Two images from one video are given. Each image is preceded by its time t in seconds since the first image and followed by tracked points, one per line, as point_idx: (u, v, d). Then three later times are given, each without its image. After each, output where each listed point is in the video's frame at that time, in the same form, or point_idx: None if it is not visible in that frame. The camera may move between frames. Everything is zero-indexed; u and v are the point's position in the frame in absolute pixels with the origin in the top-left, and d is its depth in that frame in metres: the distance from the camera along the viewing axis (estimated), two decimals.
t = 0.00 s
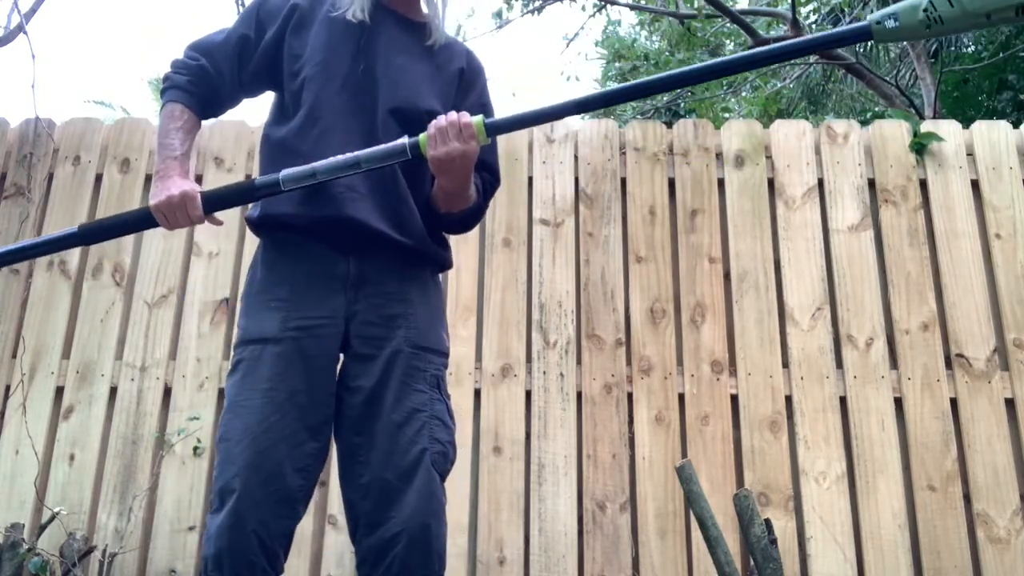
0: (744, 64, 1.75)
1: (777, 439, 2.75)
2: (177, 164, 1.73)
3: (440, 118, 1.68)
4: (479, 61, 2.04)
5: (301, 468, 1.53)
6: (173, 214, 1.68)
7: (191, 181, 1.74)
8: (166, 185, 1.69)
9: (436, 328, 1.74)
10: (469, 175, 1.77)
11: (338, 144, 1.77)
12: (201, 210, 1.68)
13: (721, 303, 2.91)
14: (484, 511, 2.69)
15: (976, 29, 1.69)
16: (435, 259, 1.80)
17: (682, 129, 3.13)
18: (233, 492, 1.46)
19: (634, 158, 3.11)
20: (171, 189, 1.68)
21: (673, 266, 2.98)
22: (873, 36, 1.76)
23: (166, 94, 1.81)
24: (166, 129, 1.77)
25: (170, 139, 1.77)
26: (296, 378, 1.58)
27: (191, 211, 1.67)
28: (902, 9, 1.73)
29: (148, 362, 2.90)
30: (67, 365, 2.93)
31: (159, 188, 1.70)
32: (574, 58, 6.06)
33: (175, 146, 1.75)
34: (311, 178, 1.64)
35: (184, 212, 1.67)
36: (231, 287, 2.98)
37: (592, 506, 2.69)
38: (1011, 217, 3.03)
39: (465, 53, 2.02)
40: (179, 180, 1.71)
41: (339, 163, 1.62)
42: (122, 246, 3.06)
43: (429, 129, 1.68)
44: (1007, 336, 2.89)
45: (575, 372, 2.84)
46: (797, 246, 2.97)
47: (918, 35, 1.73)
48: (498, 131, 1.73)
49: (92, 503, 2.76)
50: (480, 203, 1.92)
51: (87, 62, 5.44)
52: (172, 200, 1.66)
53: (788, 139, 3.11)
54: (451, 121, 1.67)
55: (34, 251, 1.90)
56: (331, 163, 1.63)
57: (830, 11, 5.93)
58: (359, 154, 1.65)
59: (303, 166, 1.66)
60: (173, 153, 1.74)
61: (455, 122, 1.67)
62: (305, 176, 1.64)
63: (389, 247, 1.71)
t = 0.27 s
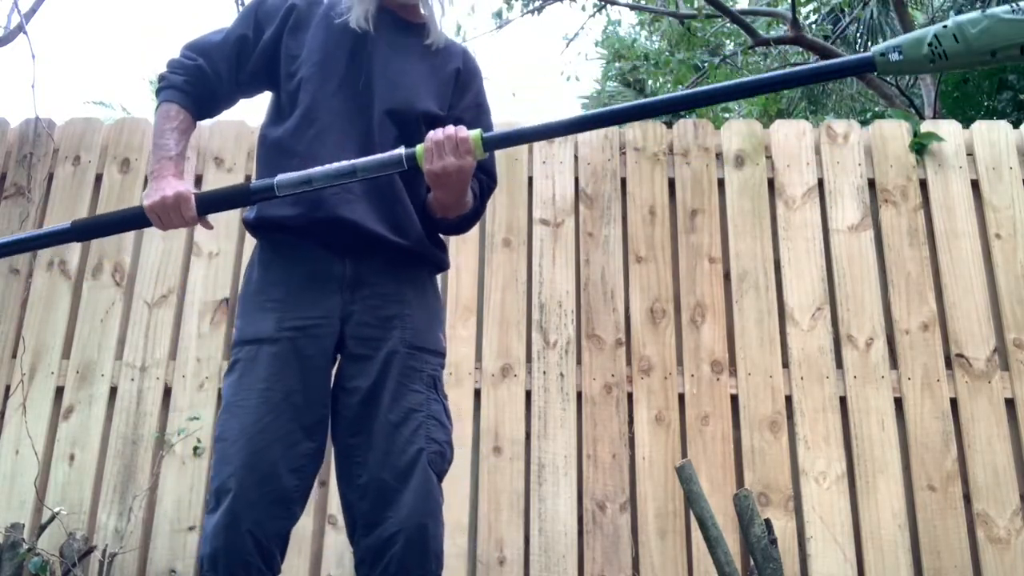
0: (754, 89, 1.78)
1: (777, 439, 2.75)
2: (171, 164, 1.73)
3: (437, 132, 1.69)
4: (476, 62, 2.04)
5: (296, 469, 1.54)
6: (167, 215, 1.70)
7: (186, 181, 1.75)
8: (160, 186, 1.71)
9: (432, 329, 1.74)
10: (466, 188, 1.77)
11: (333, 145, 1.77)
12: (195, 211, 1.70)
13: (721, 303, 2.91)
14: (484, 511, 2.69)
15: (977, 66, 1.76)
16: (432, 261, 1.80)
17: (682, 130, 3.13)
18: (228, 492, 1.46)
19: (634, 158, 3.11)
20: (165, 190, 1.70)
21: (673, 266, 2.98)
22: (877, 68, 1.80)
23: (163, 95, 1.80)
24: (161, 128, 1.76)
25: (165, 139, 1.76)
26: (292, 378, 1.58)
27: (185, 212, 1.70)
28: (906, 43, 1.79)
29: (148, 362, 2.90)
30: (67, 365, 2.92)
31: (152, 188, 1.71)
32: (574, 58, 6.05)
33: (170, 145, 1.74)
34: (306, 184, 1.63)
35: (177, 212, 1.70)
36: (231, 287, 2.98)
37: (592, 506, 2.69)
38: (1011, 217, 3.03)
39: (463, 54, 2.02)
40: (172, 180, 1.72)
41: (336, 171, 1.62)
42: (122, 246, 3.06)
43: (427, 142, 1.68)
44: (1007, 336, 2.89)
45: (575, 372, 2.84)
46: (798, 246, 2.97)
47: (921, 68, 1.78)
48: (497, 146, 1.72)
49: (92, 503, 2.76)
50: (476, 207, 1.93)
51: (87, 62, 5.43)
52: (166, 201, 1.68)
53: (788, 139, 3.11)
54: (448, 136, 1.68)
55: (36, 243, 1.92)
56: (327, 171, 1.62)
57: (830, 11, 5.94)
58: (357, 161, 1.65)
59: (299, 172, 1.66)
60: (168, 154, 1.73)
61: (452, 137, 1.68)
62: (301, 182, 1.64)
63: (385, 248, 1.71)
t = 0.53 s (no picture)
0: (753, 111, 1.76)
1: (777, 439, 2.75)
2: (166, 164, 1.73)
3: (433, 142, 1.66)
4: (473, 62, 2.04)
5: (293, 469, 1.54)
6: (162, 216, 1.68)
7: (180, 181, 1.74)
8: (155, 186, 1.70)
9: (430, 328, 1.74)
10: (463, 195, 1.76)
11: (330, 144, 1.76)
12: (189, 212, 1.68)
13: (721, 303, 2.91)
14: (484, 511, 2.69)
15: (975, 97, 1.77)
16: (430, 259, 1.81)
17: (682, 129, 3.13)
18: (224, 493, 1.46)
19: (634, 158, 3.11)
20: (160, 190, 1.68)
21: (673, 266, 2.98)
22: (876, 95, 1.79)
23: (158, 91, 1.80)
24: (156, 126, 1.77)
25: (160, 137, 1.76)
26: (289, 378, 1.58)
27: (179, 213, 1.68)
28: (905, 70, 1.78)
29: (147, 362, 2.90)
30: (67, 365, 2.92)
31: (146, 188, 1.70)
32: (575, 58, 6.05)
33: (164, 144, 1.74)
34: (301, 189, 1.62)
35: (172, 212, 1.68)
36: (231, 286, 2.98)
37: (592, 506, 2.69)
38: (1011, 217, 3.03)
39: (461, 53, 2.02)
40: (166, 179, 1.72)
41: (332, 176, 1.61)
42: (121, 246, 3.06)
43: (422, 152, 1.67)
44: (1007, 336, 2.89)
45: (575, 372, 2.84)
46: (798, 246, 2.97)
47: (921, 96, 1.77)
48: (496, 157, 1.72)
49: (92, 503, 2.76)
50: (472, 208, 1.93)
51: (87, 62, 5.43)
52: (160, 202, 1.67)
53: (788, 139, 3.11)
54: (444, 148, 1.66)
55: (32, 235, 1.89)
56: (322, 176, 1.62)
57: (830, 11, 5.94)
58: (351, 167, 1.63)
59: (294, 176, 1.64)
60: (162, 152, 1.73)
61: (448, 149, 1.65)
62: (296, 186, 1.63)
63: (381, 247, 1.71)
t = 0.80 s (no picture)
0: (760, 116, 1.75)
1: (777, 440, 2.75)
2: (166, 164, 1.73)
3: (436, 146, 1.68)
4: (471, 60, 2.04)
5: (292, 469, 1.54)
6: (163, 217, 1.68)
7: (180, 181, 1.73)
8: (155, 187, 1.69)
9: (429, 328, 1.74)
10: (465, 197, 1.75)
11: (330, 145, 1.76)
12: (190, 213, 1.67)
13: (721, 303, 2.91)
14: (484, 511, 2.69)
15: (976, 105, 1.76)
16: (430, 259, 1.81)
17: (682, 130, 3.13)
18: (223, 492, 1.46)
19: (634, 158, 3.11)
20: (160, 191, 1.67)
21: (673, 266, 2.98)
22: (877, 101, 1.79)
23: (155, 91, 1.80)
24: (156, 127, 1.76)
25: (159, 138, 1.76)
26: (289, 378, 1.58)
27: (181, 214, 1.67)
28: (907, 76, 1.77)
29: (147, 362, 2.90)
30: (67, 365, 2.92)
31: (146, 189, 1.70)
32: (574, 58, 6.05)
33: (163, 144, 1.74)
34: (303, 191, 1.61)
35: (173, 213, 1.67)
36: (231, 286, 2.98)
37: (592, 506, 2.69)
38: (1011, 217, 3.03)
39: (459, 52, 2.02)
40: (167, 180, 1.71)
41: (334, 178, 1.61)
42: (121, 245, 3.06)
43: (426, 154, 1.68)
44: (1008, 336, 2.89)
45: (575, 372, 2.84)
46: (798, 246, 2.97)
47: (922, 103, 1.76)
48: (497, 160, 1.72)
49: (92, 503, 2.76)
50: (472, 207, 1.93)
51: (87, 62, 5.43)
52: (162, 203, 1.66)
53: (788, 139, 3.11)
54: (446, 151, 1.67)
55: (31, 235, 1.89)
56: (324, 179, 1.62)
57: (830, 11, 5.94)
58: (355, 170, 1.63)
59: (296, 178, 1.63)
60: (161, 152, 1.73)
61: (450, 153, 1.67)
62: (297, 187, 1.62)
63: (381, 247, 1.71)
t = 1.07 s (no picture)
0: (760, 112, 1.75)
1: (777, 440, 2.75)
2: (163, 166, 1.72)
3: (438, 145, 1.68)
4: (467, 56, 2.05)
5: (294, 469, 1.54)
6: (161, 219, 1.66)
7: (178, 184, 1.72)
8: (153, 190, 1.68)
9: (431, 328, 1.74)
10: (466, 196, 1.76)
11: (328, 146, 1.76)
12: (190, 216, 1.66)
13: (721, 303, 2.91)
14: (484, 511, 2.69)
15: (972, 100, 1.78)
16: (431, 258, 1.80)
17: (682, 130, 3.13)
18: (225, 492, 1.46)
19: (633, 158, 3.11)
20: (158, 193, 1.66)
21: (673, 266, 2.98)
22: (877, 97, 1.77)
23: (151, 95, 1.79)
24: (153, 130, 1.76)
25: (156, 140, 1.75)
26: (290, 379, 1.58)
27: (180, 217, 1.66)
28: (906, 72, 1.77)
29: (148, 362, 2.90)
30: (67, 365, 2.92)
31: (144, 191, 1.68)
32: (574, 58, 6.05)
33: (161, 147, 1.74)
34: (302, 191, 1.62)
35: (172, 214, 1.66)
36: (231, 286, 2.98)
37: (592, 506, 2.69)
38: (1011, 217, 3.03)
39: (455, 50, 2.02)
40: (165, 182, 1.70)
41: (335, 179, 1.61)
42: (122, 246, 3.06)
43: (427, 155, 1.67)
44: (1007, 336, 2.89)
45: (575, 372, 2.84)
46: (798, 246, 2.97)
47: (923, 99, 1.77)
48: (498, 159, 1.71)
49: (92, 503, 2.76)
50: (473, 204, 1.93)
51: (86, 62, 5.43)
52: (161, 205, 1.65)
53: (788, 139, 3.11)
54: (448, 151, 1.67)
55: (32, 239, 1.89)
56: (324, 180, 1.62)
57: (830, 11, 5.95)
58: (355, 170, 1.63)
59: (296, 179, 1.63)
60: (159, 155, 1.73)
61: (452, 153, 1.66)
62: (298, 188, 1.62)
63: (383, 247, 1.71)
